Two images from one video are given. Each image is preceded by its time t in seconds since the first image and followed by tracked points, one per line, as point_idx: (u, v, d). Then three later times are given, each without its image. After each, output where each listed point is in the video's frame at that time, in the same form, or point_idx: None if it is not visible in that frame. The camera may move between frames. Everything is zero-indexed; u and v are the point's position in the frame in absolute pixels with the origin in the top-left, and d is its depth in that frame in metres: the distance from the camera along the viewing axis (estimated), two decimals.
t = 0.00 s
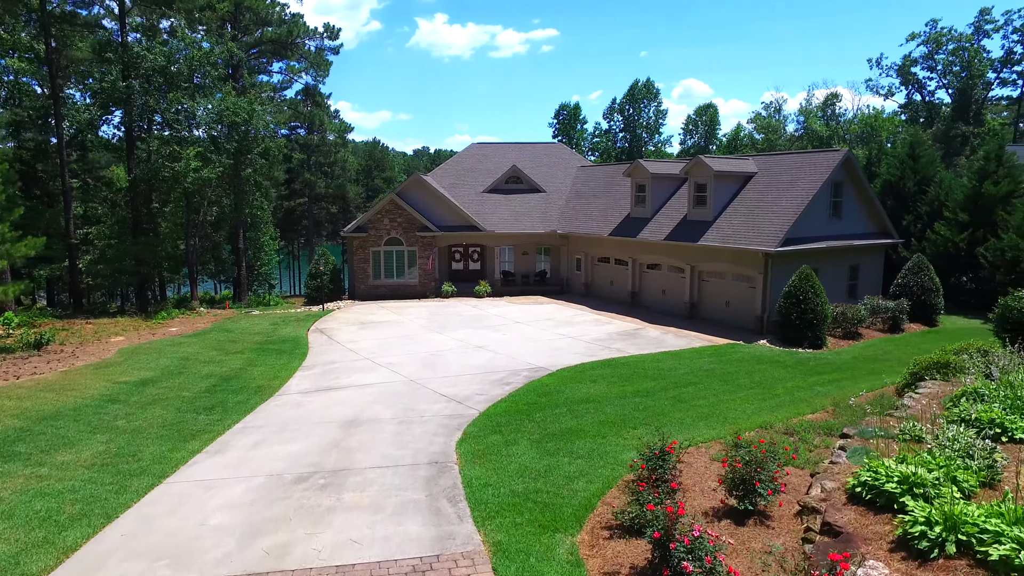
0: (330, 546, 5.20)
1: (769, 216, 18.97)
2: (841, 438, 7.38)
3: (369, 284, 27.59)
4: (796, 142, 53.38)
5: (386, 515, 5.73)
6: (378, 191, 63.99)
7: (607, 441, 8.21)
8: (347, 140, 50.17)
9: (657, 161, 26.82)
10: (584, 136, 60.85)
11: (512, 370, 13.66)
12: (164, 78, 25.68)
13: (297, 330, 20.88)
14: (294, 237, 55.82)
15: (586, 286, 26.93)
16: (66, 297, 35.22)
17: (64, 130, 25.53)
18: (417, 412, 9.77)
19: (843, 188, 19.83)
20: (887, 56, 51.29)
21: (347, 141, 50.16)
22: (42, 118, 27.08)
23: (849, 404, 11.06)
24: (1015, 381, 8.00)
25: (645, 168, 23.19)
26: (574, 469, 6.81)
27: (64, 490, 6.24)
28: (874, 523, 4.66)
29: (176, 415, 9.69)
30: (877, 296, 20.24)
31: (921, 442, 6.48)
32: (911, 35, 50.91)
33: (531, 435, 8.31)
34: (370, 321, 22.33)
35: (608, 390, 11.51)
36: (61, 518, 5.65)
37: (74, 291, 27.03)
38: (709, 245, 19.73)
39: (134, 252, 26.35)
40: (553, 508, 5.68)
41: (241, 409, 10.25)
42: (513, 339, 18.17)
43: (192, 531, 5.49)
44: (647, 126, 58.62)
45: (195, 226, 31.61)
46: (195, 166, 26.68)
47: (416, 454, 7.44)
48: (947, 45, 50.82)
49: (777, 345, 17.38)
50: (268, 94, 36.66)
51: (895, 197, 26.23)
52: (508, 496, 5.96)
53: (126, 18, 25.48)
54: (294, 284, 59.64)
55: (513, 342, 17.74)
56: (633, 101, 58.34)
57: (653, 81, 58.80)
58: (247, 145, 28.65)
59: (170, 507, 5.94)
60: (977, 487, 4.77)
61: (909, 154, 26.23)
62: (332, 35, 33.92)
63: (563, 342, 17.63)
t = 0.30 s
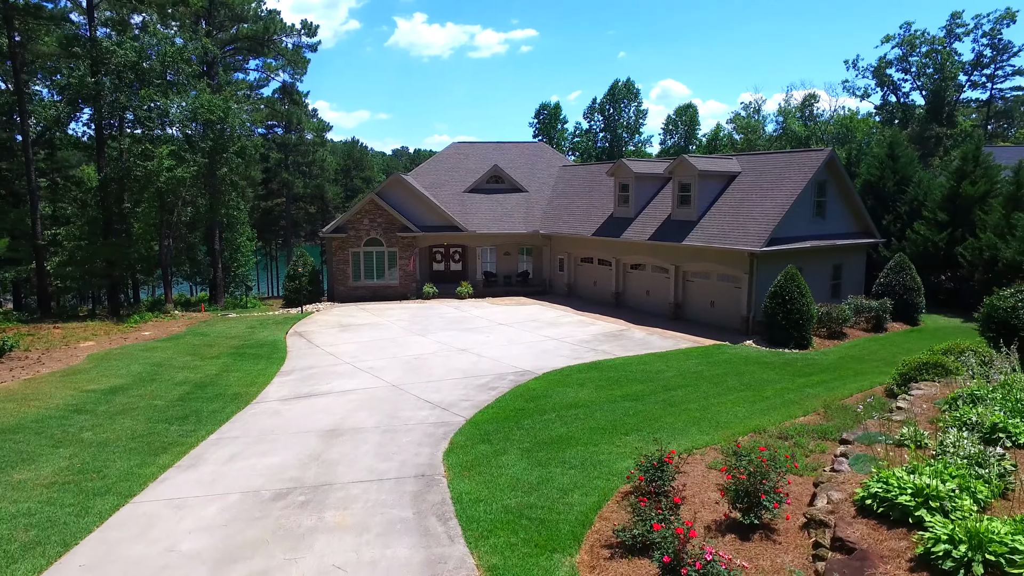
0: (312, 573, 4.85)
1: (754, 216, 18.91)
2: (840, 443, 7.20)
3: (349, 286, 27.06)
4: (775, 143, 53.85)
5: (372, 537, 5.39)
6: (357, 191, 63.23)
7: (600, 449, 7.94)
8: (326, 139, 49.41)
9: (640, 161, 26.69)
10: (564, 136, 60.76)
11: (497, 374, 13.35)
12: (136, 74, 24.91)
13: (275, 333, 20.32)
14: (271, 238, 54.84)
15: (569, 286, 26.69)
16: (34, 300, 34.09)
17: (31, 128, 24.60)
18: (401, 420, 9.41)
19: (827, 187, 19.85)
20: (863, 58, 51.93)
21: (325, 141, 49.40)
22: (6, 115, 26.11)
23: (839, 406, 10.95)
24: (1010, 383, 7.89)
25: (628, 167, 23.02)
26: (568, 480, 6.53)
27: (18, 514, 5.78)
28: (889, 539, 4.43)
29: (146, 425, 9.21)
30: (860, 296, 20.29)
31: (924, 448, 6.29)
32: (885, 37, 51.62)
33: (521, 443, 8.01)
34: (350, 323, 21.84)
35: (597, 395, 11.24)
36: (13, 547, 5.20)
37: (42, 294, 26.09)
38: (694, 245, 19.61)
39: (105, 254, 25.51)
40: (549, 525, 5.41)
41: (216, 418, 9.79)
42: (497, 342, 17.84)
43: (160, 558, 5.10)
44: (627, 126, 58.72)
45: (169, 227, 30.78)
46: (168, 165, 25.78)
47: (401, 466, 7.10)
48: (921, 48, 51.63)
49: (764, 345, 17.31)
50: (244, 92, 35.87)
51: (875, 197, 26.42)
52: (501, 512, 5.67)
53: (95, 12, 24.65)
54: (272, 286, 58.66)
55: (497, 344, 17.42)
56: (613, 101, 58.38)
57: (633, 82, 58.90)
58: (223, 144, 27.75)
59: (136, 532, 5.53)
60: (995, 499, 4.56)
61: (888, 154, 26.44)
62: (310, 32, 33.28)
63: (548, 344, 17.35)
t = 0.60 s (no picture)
0: None
1: (740, 215, 18.79)
2: (843, 449, 6.97)
3: (329, 287, 26.51)
4: (756, 143, 54.16)
5: (359, 562, 5.05)
6: (338, 191, 62.41)
7: (595, 458, 7.64)
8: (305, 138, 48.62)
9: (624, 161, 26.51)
10: (547, 135, 60.56)
11: (484, 378, 13.01)
12: (108, 70, 24.13)
13: (254, 337, 19.74)
14: (250, 238, 53.84)
15: (553, 287, 26.42)
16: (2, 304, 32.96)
17: None
18: (386, 429, 9.03)
19: (812, 186, 19.81)
20: (841, 59, 52.46)
21: (305, 140, 48.62)
22: None
23: (834, 409, 10.78)
24: (1010, 385, 7.74)
25: (613, 166, 22.81)
26: (564, 494, 6.23)
27: None
28: (911, 557, 4.19)
29: (115, 437, 8.71)
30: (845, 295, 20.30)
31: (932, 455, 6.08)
32: (863, 39, 52.17)
33: (513, 453, 7.69)
34: (332, 326, 21.33)
35: (587, 400, 10.96)
36: None
37: (10, 298, 25.17)
38: (680, 245, 19.44)
39: (76, 256, 24.68)
40: (548, 547, 5.11)
41: (190, 428, 9.31)
42: (483, 344, 17.49)
43: None
44: (609, 126, 58.71)
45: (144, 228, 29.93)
46: (142, 165, 25.03)
47: (388, 480, 6.75)
48: (898, 50, 52.28)
49: (752, 346, 17.20)
50: (222, 90, 35.08)
51: (857, 197, 26.52)
52: (496, 533, 5.37)
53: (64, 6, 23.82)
54: (251, 287, 57.65)
55: (483, 347, 17.07)
56: (595, 100, 58.32)
57: (615, 81, 58.89)
58: (199, 143, 27.10)
59: (100, 561, 5.11)
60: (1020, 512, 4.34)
61: (870, 154, 26.57)
62: (289, 29, 32.62)
63: (534, 347, 17.04)
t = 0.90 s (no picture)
0: None
1: (728, 215, 18.65)
2: (848, 457, 6.72)
3: (310, 289, 25.95)
4: (738, 143, 54.39)
5: None
6: (318, 191, 61.54)
7: (589, 468, 7.34)
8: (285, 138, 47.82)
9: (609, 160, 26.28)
10: (529, 135, 60.30)
11: (470, 382, 12.65)
12: (78, 65, 23.31)
13: (232, 341, 19.15)
14: (228, 239, 52.84)
15: (538, 288, 26.11)
16: None
17: None
18: (370, 439, 8.62)
19: (799, 186, 19.73)
20: (821, 60, 52.87)
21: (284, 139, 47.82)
22: None
23: (829, 413, 10.59)
24: (1012, 387, 7.57)
25: (599, 166, 22.55)
26: (562, 509, 5.93)
27: None
28: None
29: (81, 451, 8.20)
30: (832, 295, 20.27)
31: (943, 465, 5.84)
32: (842, 40, 52.65)
33: (504, 464, 7.35)
34: (312, 329, 20.81)
35: (577, 405, 10.66)
36: None
37: None
38: (668, 245, 19.25)
39: (46, 258, 23.84)
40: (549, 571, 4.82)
41: (162, 439, 8.83)
42: (468, 347, 17.11)
43: None
44: (592, 125, 58.61)
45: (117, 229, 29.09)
46: (116, 163, 24.26)
47: (374, 496, 6.38)
48: (876, 51, 52.85)
49: (741, 347, 17.07)
50: (198, 87, 34.26)
51: (841, 196, 26.58)
52: (492, 556, 5.07)
53: None
54: (229, 288, 56.61)
55: (468, 350, 16.70)
56: (578, 100, 58.18)
57: (597, 81, 58.80)
58: (175, 141, 26.36)
59: None
60: None
61: (853, 154, 26.65)
62: (268, 25, 31.94)
63: (521, 350, 16.70)
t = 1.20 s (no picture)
0: None
1: (716, 214, 18.48)
2: (854, 465, 6.47)
3: (290, 291, 25.35)
4: (720, 143, 54.57)
5: None
6: (298, 191, 60.62)
7: (585, 479, 7.04)
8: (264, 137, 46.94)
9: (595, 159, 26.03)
10: (511, 134, 59.94)
11: (457, 387, 12.28)
12: (46, 60, 22.45)
13: (209, 345, 18.55)
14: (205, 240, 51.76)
15: (523, 289, 25.77)
16: None
17: None
18: (353, 451, 8.22)
19: (786, 185, 19.65)
20: (801, 61, 53.26)
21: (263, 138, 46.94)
22: None
23: (823, 416, 10.39)
24: (1016, 389, 7.39)
25: (585, 164, 22.27)
26: (560, 526, 5.62)
27: None
28: None
29: (42, 467, 7.68)
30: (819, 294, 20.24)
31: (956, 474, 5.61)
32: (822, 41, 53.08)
33: (496, 476, 7.01)
34: (293, 332, 20.25)
35: (568, 410, 10.35)
36: None
37: None
38: (655, 244, 19.02)
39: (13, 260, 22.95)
40: None
41: (131, 451, 8.33)
42: (453, 350, 16.73)
43: None
44: (575, 125, 58.46)
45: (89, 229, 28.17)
46: (86, 161, 23.41)
47: (358, 515, 6.02)
48: (855, 52, 53.35)
49: (730, 348, 16.91)
50: (174, 84, 33.39)
51: (825, 196, 26.63)
52: None
53: None
54: (207, 290, 55.50)
55: (453, 353, 16.30)
56: (560, 100, 57.96)
57: (580, 80, 58.66)
58: (149, 139, 25.54)
59: None
60: None
61: (837, 153, 26.72)
62: (246, 21, 31.20)
63: (507, 352, 16.35)
